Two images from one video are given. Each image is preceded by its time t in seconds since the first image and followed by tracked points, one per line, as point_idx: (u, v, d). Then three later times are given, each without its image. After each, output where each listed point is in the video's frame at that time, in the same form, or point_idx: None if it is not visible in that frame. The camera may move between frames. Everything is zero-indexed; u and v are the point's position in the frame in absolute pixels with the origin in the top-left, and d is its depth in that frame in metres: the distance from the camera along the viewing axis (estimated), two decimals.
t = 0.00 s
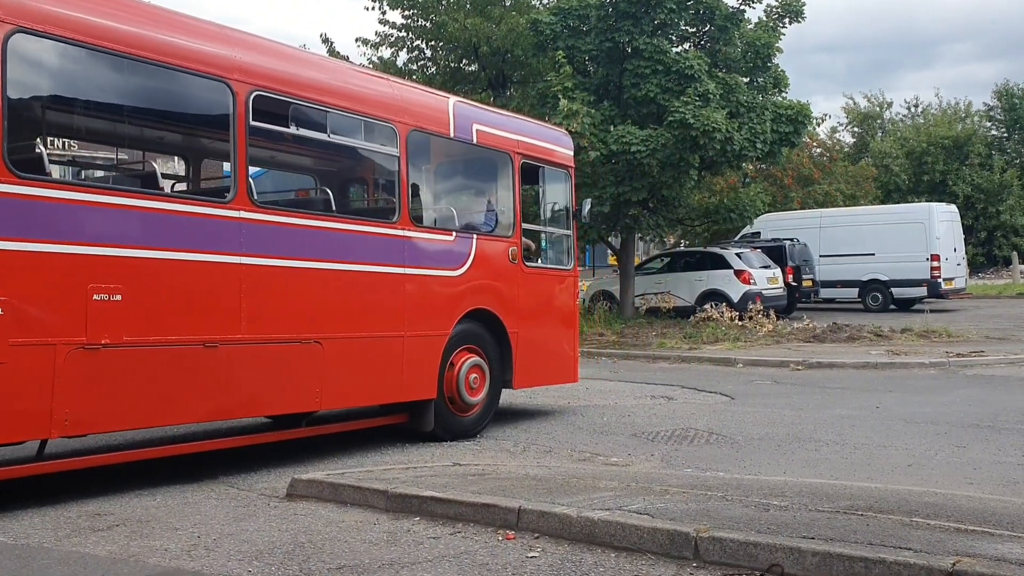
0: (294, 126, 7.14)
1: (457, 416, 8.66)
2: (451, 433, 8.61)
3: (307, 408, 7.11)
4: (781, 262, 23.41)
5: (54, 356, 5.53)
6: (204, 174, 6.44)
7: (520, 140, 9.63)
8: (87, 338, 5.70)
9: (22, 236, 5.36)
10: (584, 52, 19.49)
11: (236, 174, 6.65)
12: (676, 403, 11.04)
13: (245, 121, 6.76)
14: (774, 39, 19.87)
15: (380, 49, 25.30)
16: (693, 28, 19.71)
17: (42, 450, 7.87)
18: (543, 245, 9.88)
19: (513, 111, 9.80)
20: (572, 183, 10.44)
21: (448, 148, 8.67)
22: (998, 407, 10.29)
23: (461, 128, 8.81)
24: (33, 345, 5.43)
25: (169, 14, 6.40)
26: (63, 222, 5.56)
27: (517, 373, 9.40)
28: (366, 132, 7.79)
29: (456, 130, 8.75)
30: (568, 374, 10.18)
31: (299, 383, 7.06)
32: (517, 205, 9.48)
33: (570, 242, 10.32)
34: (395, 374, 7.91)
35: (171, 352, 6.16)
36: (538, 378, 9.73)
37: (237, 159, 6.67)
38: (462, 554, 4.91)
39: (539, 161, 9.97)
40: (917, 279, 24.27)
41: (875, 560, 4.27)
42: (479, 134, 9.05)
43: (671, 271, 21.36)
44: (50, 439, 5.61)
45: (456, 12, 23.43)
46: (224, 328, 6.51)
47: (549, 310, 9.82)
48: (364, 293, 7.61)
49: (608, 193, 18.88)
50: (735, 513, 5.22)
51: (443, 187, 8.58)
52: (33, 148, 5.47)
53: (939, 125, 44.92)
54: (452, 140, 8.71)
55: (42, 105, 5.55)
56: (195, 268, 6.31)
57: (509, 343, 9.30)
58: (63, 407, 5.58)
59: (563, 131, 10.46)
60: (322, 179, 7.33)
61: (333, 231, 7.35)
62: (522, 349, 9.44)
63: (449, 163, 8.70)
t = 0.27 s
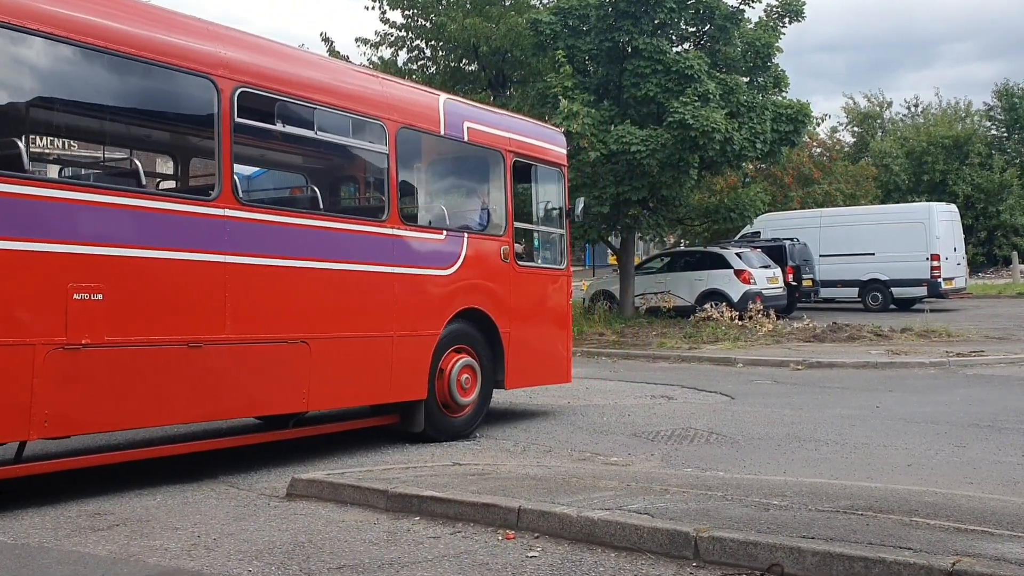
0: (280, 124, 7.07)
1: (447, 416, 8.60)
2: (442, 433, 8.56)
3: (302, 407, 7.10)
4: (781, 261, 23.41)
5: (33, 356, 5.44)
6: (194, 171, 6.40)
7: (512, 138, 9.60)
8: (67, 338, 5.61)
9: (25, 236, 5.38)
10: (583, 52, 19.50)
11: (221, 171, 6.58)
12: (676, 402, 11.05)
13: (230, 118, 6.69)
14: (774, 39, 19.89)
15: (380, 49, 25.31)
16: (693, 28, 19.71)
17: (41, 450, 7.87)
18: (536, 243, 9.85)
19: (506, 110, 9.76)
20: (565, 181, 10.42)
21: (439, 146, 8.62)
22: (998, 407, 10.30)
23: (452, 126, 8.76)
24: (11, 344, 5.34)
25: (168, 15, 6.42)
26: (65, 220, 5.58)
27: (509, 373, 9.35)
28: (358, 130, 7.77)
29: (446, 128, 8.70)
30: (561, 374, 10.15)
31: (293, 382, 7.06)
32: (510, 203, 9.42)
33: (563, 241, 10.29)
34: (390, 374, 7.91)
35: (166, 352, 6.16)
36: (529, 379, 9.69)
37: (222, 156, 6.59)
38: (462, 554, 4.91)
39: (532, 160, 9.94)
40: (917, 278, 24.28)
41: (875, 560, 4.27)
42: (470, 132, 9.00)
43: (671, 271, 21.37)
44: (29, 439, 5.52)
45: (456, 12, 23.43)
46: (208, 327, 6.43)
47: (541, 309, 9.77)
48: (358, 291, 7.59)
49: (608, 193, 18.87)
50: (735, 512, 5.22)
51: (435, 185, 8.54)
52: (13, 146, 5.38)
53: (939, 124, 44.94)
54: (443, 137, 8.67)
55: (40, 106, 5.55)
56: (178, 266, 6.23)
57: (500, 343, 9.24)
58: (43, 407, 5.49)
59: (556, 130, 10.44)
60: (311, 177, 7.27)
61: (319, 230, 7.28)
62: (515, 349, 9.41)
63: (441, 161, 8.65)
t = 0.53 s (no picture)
0: (267, 121, 6.98)
1: (439, 417, 8.52)
2: (432, 433, 8.47)
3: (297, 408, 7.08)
4: (781, 261, 23.41)
5: (11, 356, 5.36)
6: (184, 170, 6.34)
7: (505, 136, 9.52)
8: (47, 338, 5.53)
9: (27, 236, 5.39)
10: (583, 51, 19.51)
11: (206, 168, 6.47)
12: (676, 402, 11.04)
13: (215, 116, 6.58)
14: (774, 39, 19.95)
15: (379, 48, 25.31)
16: (693, 27, 19.71)
17: (41, 450, 7.86)
18: (528, 242, 9.76)
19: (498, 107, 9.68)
20: (559, 179, 10.34)
21: (429, 144, 8.53)
22: (998, 406, 10.30)
23: (444, 123, 8.67)
24: None
25: (169, 15, 6.43)
26: (67, 220, 5.60)
27: (501, 373, 9.26)
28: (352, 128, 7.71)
29: (437, 125, 8.61)
30: (555, 374, 10.08)
31: (289, 383, 7.04)
32: (502, 202, 9.33)
33: (557, 239, 10.20)
34: (386, 374, 7.88)
35: (162, 352, 6.14)
36: (522, 378, 9.61)
37: (207, 154, 6.49)
38: (462, 554, 4.91)
39: (525, 158, 9.86)
40: (917, 277, 24.28)
41: (874, 559, 4.27)
42: (462, 129, 8.91)
43: (670, 270, 21.37)
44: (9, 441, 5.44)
45: (455, 12, 23.43)
46: (192, 327, 6.34)
47: (534, 308, 9.69)
48: (354, 291, 7.56)
49: (608, 193, 18.86)
50: (736, 511, 5.22)
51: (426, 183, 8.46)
52: None
53: (939, 124, 44.95)
54: (434, 135, 8.57)
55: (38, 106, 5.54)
56: (162, 265, 6.13)
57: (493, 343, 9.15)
58: (21, 408, 5.42)
59: (548, 128, 10.36)
60: (303, 175, 7.20)
61: (307, 228, 7.18)
62: (508, 350, 9.33)
63: (432, 159, 8.56)
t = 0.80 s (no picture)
0: (253, 118, 6.88)
1: (430, 419, 8.42)
2: (423, 435, 8.37)
3: (297, 408, 7.07)
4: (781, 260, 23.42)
5: None
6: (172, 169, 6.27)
7: (497, 134, 9.42)
8: (27, 338, 5.42)
9: (29, 236, 5.41)
10: (582, 51, 19.51)
11: (190, 166, 6.37)
12: (675, 402, 11.04)
13: (201, 113, 6.48)
14: (773, 39, 19.88)
15: (379, 48, 25.31)
16: (692, 27, 19.69)
17: (39, 450, 7.86)
18: (520, 242, 9.66)
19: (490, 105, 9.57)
20: (552, 177, 10.27)
21: (420, 142, 8.42)
22: (997, 406, 10.31)
23: (434, 121, 8.57)
24: None
25: (169, 15, 6.43)
26: (68, 220, 5.61)
27: (493, 373, 9.17)
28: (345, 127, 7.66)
29: (428, 123, 8.50)
30: (549, 375, 10.00)
31: (289, 383, 7.03)
32: (494, 200, 9.22)
33: (551, 238, 10.08)
34: (385, 375, 7.87)
35: (162, 352, 6.14)
36: (515, 378, 9.52)
37: (191, 153, 6.39)
38: (462, 553, 4.91)
39: (517, 156, 9.76)
40: (917, 277, 24.28)
41: (874, 559, 4.27)
42: (453, 127, 8.80)
43: (670, 270, 21.37)
44: None
45: (455, 11, 23.43)
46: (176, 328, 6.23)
47: (527, 309, 9.60)
48: (352, 291, 7.55)
49: (608, 193, 18.85)
50: (735, 511, 5.23)
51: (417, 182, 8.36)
52: None
53: (938, 124, 44.97)
54: (424, 133, 8.46)
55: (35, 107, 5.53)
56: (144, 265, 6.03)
57: (485, 344, 9.05)
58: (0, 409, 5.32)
59: (541, 126, 10.27)
60: (293, 174, 7.15)
61: (294, 227, 7.08)
62: (501, 350, 9.25)
63: (424, 157, 8.46)
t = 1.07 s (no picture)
0: (238, 115, 6.79)
1: (420, 421, 8.35)
2: (414, 436, 8.29)
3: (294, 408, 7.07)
4: (780, 261, 23.44)
5: None
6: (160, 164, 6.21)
7: (490, 132, 9.34)
8: (5, 338, 5.33)
9: (29, 236, 5.42)
10: (582, 51, 19.51)
11: (173, 164, 6.28)
12: (675, 402, 11.04)
13: (185, 109, 6.39)
14: (773, 39, 19.86)
15: (378, 48, 25.30)
16: (692, 28, 19.67)
17: (38, 450, 7.85)
18: (514, 241, 9.59)
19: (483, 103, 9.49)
20: (545, 176, 10.20)
21: (410, 140, 8.34)
22: (996, 406, 10.31)
23: (425, 119, 8.49)
24: None
25: (169, 15, 6.43)
26: (68, 220, 5.62)
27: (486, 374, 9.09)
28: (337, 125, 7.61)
29: (418, 121, 8.42)
30: (543, 375, 9.95)
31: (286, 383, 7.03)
32: (486, 199, 9.16)
33: (544, 237, 10.02)
34: (373, 375, 7.78)
35: (160, 353, 6.15)
36: (508, 378, 9.45)
37: (175, 150, 6.30)
38: (461, 553, 4.91)
39: (510, 154, 9.69)
40: (916, 278, 24.29)
41: (873, 558, 4.27)
42: (444, 125, 8.72)
43: (669, 271, 21.37)
44: None
45: (454, 12, 23.42)
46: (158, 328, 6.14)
47: (518, 309, 9.52)
48: (348, 291, 7.55)
49: (607, 193, 18.84)
50: (734, 511, 5.23)
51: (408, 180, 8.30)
52: None
53: (938, 124, 44.98)
54: (414, 130, 8.38)
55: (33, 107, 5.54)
56: (127, 264, 5.94)
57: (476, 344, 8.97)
58: None
59: (534, 124, 10.19)
60: (283, 173, 7.09)
61: (281, 226, 7.00)
62: (495, 351, 9.20)
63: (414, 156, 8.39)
